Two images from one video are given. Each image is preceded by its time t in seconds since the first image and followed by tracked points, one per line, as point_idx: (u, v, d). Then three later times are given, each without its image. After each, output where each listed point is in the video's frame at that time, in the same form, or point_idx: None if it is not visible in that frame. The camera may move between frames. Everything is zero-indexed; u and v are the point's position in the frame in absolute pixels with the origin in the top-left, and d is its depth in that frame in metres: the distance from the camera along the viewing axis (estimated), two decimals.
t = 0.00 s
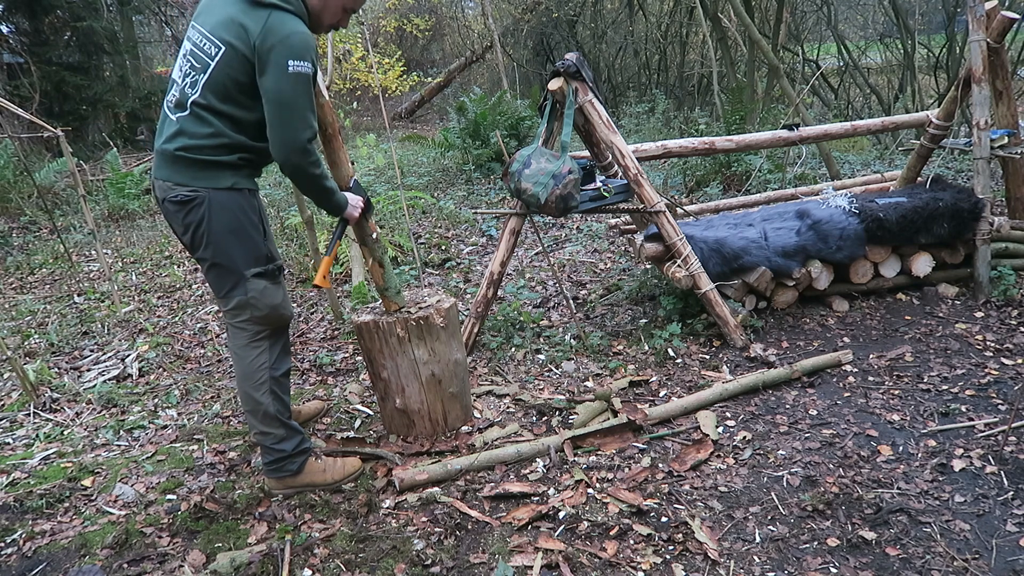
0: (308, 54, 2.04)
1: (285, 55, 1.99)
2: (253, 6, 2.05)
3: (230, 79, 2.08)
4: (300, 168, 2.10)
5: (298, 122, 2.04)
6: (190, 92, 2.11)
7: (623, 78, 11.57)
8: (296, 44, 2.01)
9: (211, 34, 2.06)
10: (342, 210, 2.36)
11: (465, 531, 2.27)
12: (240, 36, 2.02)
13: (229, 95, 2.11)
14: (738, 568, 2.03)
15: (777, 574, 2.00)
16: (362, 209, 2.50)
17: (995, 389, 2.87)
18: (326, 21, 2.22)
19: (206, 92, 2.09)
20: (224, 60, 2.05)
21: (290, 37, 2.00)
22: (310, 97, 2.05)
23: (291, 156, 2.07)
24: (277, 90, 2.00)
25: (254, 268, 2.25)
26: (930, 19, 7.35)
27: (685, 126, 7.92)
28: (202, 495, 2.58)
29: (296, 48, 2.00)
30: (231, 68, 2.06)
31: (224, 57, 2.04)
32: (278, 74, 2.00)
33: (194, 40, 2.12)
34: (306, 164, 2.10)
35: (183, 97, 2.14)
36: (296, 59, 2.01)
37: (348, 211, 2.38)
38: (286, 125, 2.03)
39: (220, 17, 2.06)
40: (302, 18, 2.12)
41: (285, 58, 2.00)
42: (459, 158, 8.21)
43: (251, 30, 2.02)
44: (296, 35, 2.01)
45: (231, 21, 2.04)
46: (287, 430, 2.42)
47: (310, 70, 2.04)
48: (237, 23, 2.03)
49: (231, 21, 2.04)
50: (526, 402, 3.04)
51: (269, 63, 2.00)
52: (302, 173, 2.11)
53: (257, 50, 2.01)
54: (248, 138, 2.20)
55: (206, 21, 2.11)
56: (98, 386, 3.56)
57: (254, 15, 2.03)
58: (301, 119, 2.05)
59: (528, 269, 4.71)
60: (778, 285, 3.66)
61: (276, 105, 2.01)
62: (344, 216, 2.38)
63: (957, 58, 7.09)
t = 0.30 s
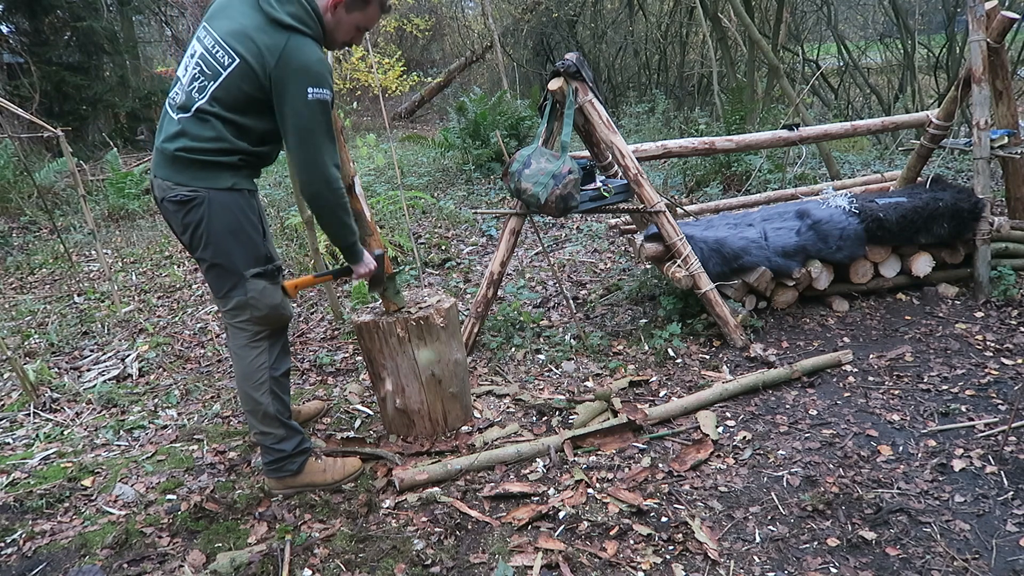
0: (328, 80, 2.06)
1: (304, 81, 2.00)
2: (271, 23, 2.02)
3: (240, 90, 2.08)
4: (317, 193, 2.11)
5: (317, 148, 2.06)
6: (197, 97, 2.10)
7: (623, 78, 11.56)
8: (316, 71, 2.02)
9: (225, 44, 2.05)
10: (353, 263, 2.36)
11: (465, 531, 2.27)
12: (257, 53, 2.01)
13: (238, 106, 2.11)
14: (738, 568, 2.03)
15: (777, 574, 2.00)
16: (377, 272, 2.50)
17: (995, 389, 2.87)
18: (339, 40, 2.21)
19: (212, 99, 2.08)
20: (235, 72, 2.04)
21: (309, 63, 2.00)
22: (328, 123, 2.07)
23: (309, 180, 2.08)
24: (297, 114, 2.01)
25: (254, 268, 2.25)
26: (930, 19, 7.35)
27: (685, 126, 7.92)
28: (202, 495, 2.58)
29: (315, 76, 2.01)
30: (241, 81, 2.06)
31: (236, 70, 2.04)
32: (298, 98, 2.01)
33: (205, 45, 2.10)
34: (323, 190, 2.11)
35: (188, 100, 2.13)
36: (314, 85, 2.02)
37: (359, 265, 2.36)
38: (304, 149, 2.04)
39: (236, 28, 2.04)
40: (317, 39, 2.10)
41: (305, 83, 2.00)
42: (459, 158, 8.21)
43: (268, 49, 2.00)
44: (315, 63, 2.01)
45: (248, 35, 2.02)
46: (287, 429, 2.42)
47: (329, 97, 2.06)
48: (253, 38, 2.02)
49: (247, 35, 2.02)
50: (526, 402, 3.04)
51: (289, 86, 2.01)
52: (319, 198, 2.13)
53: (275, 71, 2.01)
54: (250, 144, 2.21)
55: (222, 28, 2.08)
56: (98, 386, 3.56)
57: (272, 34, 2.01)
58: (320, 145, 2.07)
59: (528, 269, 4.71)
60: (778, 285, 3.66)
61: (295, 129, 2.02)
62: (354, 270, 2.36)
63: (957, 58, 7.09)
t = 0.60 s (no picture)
0: (326, 91, 2.04)
1: (301, 90, 1.99)
2: (276, 31, 2.02)
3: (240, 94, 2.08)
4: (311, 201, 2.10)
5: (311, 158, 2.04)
6: (197, 98, 2.11)
7: (623, 78, 11.56)
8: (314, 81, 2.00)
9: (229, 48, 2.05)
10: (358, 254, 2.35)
11: (465, 531, 2.27)
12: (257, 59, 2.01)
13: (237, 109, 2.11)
14: (739, 568, 2.03)
15: (777, 574, 2.00)
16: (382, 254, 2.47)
17: (995, 389, 2.87)
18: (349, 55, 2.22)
19: (212, 102, 2.09)
20: (236, 77, 2.04)
21: (308, 73, 1.99)
22: (323, 134, 2.05)
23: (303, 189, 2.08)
24: (291, 122, 1.99)
25: (250, 269, 2.25)
26: (929, 19, 7.36)
27: (685, 126, 7.92)
28: (202, 494, 2.58)
29: (313, 86, 2.00)
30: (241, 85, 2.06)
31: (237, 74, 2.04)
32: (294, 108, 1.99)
33: (211, 46, 2.11)
34: (315, 199, 2.10)
35: (189, 100, 2.13)
36: (311, 96, 2.00)
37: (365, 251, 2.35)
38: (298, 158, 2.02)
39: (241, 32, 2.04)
40: (324, 52, 2.11)
41: (302, 92, 1.99)
42: (459, 158, 8.21)
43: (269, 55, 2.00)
44: (315, 74, 2.00)
45: (252, 41, 2.01)
46: (286, 429, 2.42)
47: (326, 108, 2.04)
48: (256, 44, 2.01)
49: (251, 41, 2.02)
50: (526, 401, 3.04)
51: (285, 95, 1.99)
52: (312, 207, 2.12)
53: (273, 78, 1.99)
54: (246, 148, 2.20)
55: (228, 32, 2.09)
56: (97, 386, 3.55)
57: (275, 40, 2.00)
58: (315, 155, 2.05)
59: (528, 269, 4.71)
60: (778, 285, 3.66)
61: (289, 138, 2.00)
62: (359, 260, 2.35)
63: (957, 58, 7.09)
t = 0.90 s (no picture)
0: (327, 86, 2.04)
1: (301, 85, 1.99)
2: (276, 28, 2.02)
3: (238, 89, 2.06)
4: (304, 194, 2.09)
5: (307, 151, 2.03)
6: (199, 98, 2.11)
7: (623, 78, 11.56)
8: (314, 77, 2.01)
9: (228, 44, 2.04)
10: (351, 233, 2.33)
11: (465, 531, 2.27)
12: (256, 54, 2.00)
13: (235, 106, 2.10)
14: (738, 568, 2.03)
15: (777, 574, 2.00)
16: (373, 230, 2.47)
17: (995, 389, 2.87)
18: (349, 54, 2.23)
19: (214, 101, 2.09)
20: (236, 75, 2.04)
21: (307, 69, 1.99)
22: (321, 130, 2.04)
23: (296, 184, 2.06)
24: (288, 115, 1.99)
25: (253, 268, 2.25)
26: (929, 19, 7.37)
27: (685, 126, 7.92)
28: (202, 495, 2.58)
29: (313, 81, 1.99)
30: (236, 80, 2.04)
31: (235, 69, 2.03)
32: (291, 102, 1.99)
33: (213, 46, 2.11)
34: (310, 193, 2.08)
35: (191, 101, 2.13)
36: (309, 90, 1.99)
37: (359, 233, 2.34)
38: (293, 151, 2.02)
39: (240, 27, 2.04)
40: (324, 50, 2.10)
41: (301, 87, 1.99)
42: (459, 158, 8.21)
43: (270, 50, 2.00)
44: (314, 69, 2.00)
45: (253, 38, 2.02)
46: (287, 429, 2.42)
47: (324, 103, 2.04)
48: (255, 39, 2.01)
49: (252, 38, 2.02)
50: (526, 402, 3.04)
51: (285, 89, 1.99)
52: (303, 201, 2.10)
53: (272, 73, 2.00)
54: (248, 148, 2.20)
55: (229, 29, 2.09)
56: (97, 386, 3.56)
57: (276, 37, 2.01)
58: (312, 150, 2.04)
59: (528, 269, 4.71)
60: (778, 285, 3.66)
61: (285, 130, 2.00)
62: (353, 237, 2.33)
63: (957, 58, 7.09)
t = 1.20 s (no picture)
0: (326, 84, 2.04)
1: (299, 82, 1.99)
2: (274, 25, 2.01)
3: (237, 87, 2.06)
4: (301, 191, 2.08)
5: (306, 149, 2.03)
6: (198, 97, 2.11)
7: (623, 78, 11.56)
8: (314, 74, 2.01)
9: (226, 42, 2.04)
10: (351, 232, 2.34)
11: (465, 531, 2.27)
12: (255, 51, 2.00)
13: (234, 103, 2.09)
14: (738, 568, 2.03)
15: (777, 574, 2.00)
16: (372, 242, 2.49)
17: (995, 389, 2.87)
18: (346, 50, 2.22)
19: (213, 101, 2.09)
20: (234, 73, 2.04)
21: (305, 66, 1.99)
22: (320, 127, 2.04)
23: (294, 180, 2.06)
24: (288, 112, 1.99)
25: (252, 269, 2.25)
26: (929, 19, 7.37)
27: (685, 126, 7.92)
28: (202, 495, 2.58)
29: (310, 78, 1.99)
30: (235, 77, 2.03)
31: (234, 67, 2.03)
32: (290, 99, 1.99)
33: (211, 45, 2.11)
34: (309, 190, 2.08)
35: (190, 100, 2.14)
36: (308, 87, 1.99)
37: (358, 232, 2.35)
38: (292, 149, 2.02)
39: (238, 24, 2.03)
40: (321, 46, 2.10)
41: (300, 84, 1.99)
42: (459, 158, 8.21)
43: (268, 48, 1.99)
44: (313, 66, 2.00)
45: (250, 36, 2.02)
46: (287, 429, 2.42)
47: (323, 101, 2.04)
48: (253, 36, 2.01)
49: (249, 36, 2.02)
50: (526, 402, 3.04)
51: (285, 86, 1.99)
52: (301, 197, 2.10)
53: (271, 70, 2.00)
54: (247, 148, 2.20)
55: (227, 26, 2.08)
56: (97, 386, 3.56)
57: (273, 35, 2.00)
58: (311, 147, 2.04)
59: (528, 269, 4.71)
60: (778, 285, 3.66)
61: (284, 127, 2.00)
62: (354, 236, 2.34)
63: (957, 58, 7.09)
